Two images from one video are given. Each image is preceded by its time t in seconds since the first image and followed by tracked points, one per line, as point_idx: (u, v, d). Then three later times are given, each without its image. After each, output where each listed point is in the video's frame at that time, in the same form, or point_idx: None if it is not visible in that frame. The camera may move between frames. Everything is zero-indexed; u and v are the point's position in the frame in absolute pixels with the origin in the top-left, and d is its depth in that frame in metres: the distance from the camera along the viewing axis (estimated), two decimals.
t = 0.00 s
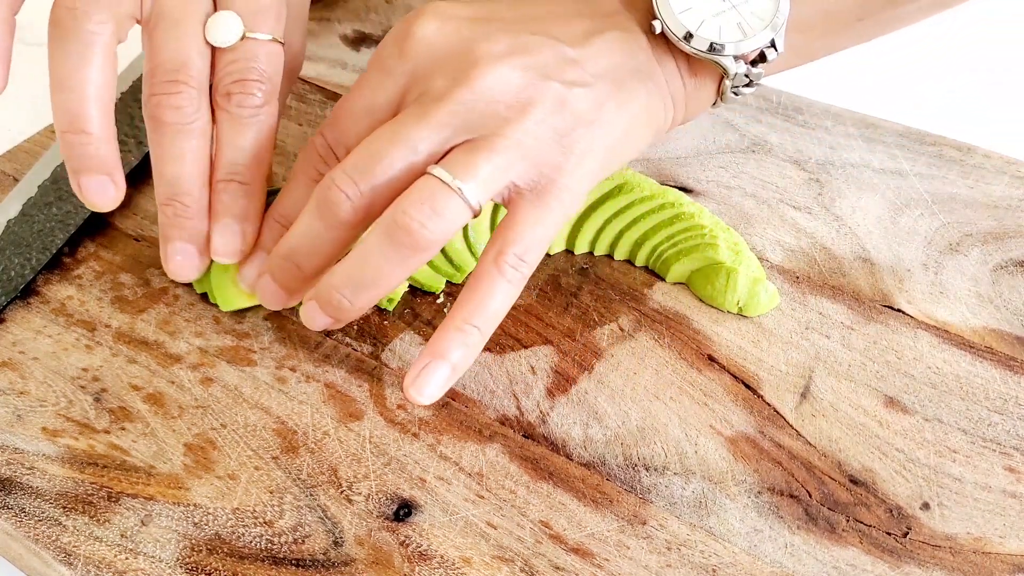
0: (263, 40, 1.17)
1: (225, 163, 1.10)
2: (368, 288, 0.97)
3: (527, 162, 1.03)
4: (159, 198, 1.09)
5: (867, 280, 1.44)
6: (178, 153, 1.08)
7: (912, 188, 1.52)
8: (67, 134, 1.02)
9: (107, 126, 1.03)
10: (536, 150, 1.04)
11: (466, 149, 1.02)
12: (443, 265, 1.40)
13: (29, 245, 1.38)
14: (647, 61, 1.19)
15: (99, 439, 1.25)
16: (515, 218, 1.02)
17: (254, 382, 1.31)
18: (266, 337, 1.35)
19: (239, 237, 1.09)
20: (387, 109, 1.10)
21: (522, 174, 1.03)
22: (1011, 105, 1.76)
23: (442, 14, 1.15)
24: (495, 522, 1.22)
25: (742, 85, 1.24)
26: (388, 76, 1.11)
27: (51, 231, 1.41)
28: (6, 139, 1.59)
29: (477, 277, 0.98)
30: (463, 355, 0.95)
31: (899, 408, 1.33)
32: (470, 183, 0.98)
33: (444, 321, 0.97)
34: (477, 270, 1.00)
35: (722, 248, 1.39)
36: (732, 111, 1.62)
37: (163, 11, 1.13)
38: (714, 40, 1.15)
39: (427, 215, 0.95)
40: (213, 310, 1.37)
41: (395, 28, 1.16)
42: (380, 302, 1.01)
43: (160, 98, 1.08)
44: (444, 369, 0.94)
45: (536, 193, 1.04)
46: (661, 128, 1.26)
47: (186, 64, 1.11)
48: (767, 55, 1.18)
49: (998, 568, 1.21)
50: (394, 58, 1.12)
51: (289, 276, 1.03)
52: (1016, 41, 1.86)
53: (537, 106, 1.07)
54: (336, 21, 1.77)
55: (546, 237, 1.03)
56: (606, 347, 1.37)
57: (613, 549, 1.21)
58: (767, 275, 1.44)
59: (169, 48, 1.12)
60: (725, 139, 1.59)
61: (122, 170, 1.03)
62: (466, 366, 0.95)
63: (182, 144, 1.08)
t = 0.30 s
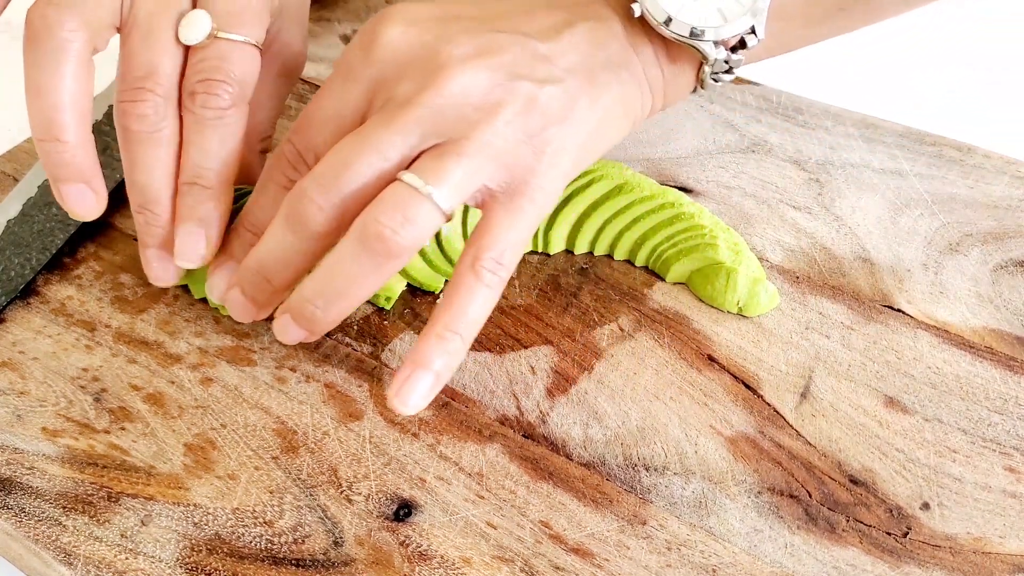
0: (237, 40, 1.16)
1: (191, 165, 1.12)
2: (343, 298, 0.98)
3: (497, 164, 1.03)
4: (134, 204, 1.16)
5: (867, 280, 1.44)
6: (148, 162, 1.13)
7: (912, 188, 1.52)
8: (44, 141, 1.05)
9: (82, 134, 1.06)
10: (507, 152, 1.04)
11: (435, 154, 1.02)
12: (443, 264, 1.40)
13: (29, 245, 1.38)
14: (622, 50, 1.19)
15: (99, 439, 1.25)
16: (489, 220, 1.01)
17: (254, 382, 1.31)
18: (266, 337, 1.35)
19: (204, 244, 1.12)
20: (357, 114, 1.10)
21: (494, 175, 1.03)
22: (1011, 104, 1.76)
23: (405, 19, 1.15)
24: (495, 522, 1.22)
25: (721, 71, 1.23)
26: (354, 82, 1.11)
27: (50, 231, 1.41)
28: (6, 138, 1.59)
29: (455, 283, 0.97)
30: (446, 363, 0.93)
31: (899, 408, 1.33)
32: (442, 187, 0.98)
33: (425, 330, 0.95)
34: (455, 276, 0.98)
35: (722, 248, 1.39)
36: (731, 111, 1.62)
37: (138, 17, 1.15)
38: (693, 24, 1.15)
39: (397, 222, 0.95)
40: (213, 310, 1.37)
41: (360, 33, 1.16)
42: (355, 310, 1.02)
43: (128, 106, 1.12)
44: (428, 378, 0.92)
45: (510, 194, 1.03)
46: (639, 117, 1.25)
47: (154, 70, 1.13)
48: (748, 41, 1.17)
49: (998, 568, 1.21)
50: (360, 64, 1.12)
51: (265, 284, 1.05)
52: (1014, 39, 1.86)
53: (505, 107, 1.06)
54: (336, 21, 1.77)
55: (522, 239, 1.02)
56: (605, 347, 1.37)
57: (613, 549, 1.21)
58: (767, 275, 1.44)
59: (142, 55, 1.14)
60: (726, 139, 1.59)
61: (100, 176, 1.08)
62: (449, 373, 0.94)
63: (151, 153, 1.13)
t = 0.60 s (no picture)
0: (219, 40, 1.17)
1: (175, 165, 1.16)
2: (308, 302, 1.00)
3: (469, 175, 1.04)
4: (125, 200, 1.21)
5: (867, 280, 1.44)
6: (136, 161, 1.16)
7: (912, 188, 1.52)
8: (30, 143, 1.08)
9: (67, 134, 1.09)
10: (479, 163, 1.04)
11: (407, 163, 1.02)
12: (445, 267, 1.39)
13: (29, 245, 1.38)
14: (608, 60, 1.19)
15: (99, 439, 1.25)
16: (456, 233, 1.03)
17: (254, 381, 1.31)
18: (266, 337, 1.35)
19: (189, 236, 1.18)
20: (334, 117, 1.10)
21: (466, 186, 1.04)
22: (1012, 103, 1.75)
23: (386, 22, 1.15)
24: (495, 522, 1.22)
25: (713, 75, 1.22)
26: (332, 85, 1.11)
27: (50, 231, 1.41)
28: (7, 137, 1.59)
29: (418, 294, 0.99)
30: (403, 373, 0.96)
31: (899, 408, 1.33)
32: (409, 199, 0.99)
33: (385, 338, 0.98)
34: (419, 286, 1.01)
35: (722, 248, 1.40)
36: (731, 111, 1.62)
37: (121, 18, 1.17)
38: (685, 28, 1.15)
39: (361, 232, 0.96)
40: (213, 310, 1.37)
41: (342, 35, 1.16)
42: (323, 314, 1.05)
43: (115, 108, 1.15)
44: (385, 386, 0.95)
45: (481, 205, 1.05)
46: (629, 121, 1.26)
47: (138, 71, 1.16)
48: (740, 44, 1.17)
49: (998, 568, 1.21)
50: (338, 66, 1.11)
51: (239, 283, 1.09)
52: (1014, 40, 1.86)
53: (479, 116, 1.07)
54: (336, 21, 1.77)
55: (489, 252, 1.04)
56: (605, 347, 1.37)
57: (613, 549, 1.21)
58: (767, 275, 1.44)
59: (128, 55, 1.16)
60: (726, 139, 1.59)
61: (89, 174, 1.11)
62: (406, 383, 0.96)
63: (139, 152, 1.16)
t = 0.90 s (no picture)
0: (209, 39, 1.18)
1: (162, 164, 1.16)
2: (303, 305, 1.01)
3: (464, 182, 1.05)
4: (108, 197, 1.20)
5: (867, 280, 1.44)
6: (119, 158, 1.17)
7: (912, 188, 1.52)
8: (13, 141, 1.10)
9: (48, 132, 1.11)
10: (474, 170, 1.06)
11: (404, 168, 1.03)
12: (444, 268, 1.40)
13: (29, 244, 1.39)
14: (607, 66, 1.20)
15: (99, 439, 1.25)
16: (450, 239, 1.04)
17: (254, 381, 1.31)
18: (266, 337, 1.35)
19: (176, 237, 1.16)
20: (327, 120, 1.09)
21: (461, 193, 1.05)
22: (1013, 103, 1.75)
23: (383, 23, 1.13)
24: (495, 522, 1.22)
25: (714, 78, 1.22)
26: (326, 85, 1.10)
27: (50, 231, 1.41)
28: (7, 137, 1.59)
29: (411, 299, 1.01)
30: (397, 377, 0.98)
31: (899, 408, 1.33)
32: (406, 205, 1.00)
33: (379, 342, 1.00)
34: (413, 291, 1.02)
35: (722, 248, 1.40)
36: (731, 111, 1.62)
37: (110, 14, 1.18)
38: (686, 32, 1.15)
39: (359, 237, 0.97)
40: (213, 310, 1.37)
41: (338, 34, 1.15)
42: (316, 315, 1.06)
43: (99, 106, 1.16)
44: (379, 390, 0.97)
45: (475, 212, 1.06)
46: (627, 126, 1.27)
47: (123, 68, 1.17)
48: (741, 49, 1.17)
49: (998, 568, 1.21)
50: (334, 67, 1.10)
51: (232, 283, 1.10)
52: (1014, 40, 1.86)
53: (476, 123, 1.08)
54: (336, 21, 1.77)
55: (482, 258, 1.06)
56: (605, 347, 1.37)
57: (613, 549, 1.21)
58: (767, 275, 1.44)
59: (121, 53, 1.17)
60: (726, 139, 1.59)
61: (70, 173, 1.13)
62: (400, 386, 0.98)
63: (122, 150, 1.16)
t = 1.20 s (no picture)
0: (192, 41, 1.17)
1: (150, 163, 1.17)
2: (287, 304, 1.01)
3: (452, 185, 1.06)
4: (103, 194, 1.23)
5: (867, 280, 1.43)
6: (109, 158, 1.18)
7: (912, 188, 1.52)
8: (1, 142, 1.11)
9: (34, 132, 1.12)
10: (462, 174, 1.06)
11: (393, 170, 1.03)
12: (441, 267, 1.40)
13: (29, 244, 1.39)
14: (601, 69, 1.20)
15: (99, 439, 1.25)
16: (437, 242, 1.05)
17: (254, 382, 1.31)
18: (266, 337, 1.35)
19: (164, 233, 1.20)
20: (318, 120, 1.10)
21: (449, 197, 1.06)
22: (1013, 103, 1.75)
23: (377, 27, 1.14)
24: (495, 522, 1.22)
25: (713, 80, 1.22)
26: (319, 87, 1.10)
27: (50, 231, 1.42)
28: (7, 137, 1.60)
29: (397, 302, 1.02)
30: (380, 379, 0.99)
31: (899, 408, 1.33)
32: (393, 207, 1.01)
33: (364, 344, 1.00)
34: (399, 294, 1.03)
35: (722, 248, 1.40)
36: (731, 111, 1.62)
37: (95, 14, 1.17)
38: (684, 35, 1.15)
39: (344, 238, 0.98)
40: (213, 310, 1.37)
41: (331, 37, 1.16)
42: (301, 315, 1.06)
43: (85, 106, 1.16)
44: (362, 392, 0.98)
45: (463, 216, 1.06)
46: (622, 129, 1.27)
47: (107, 68, 1.16)
48: (739, 52, 1.17)
49: (998, 568, 1.20)
50: (326, 69, 1.11)
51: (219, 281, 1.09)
52: (1015, 40, 1.86)
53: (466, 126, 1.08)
54: (336, 21, 1.77)
55: (469, 261, 1.06)
56: (605, 347, 1.37)
57: (613, 549, 1.21)
58: (767, 275, 1.44)
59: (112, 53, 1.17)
60: (726, 139, 1.59)
61: (60, 171, 1.14)
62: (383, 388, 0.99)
63: (112, 150, 1.18)
